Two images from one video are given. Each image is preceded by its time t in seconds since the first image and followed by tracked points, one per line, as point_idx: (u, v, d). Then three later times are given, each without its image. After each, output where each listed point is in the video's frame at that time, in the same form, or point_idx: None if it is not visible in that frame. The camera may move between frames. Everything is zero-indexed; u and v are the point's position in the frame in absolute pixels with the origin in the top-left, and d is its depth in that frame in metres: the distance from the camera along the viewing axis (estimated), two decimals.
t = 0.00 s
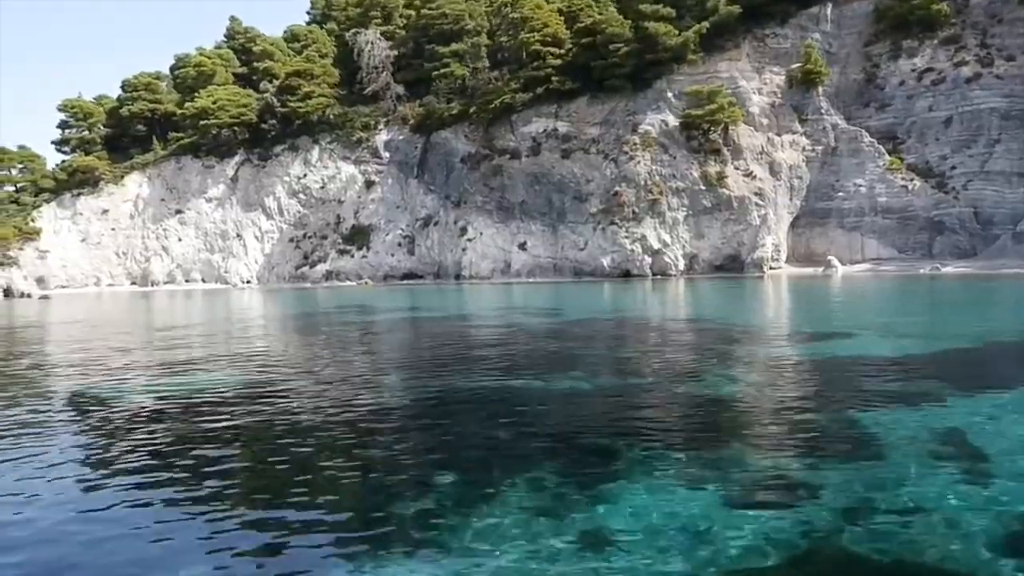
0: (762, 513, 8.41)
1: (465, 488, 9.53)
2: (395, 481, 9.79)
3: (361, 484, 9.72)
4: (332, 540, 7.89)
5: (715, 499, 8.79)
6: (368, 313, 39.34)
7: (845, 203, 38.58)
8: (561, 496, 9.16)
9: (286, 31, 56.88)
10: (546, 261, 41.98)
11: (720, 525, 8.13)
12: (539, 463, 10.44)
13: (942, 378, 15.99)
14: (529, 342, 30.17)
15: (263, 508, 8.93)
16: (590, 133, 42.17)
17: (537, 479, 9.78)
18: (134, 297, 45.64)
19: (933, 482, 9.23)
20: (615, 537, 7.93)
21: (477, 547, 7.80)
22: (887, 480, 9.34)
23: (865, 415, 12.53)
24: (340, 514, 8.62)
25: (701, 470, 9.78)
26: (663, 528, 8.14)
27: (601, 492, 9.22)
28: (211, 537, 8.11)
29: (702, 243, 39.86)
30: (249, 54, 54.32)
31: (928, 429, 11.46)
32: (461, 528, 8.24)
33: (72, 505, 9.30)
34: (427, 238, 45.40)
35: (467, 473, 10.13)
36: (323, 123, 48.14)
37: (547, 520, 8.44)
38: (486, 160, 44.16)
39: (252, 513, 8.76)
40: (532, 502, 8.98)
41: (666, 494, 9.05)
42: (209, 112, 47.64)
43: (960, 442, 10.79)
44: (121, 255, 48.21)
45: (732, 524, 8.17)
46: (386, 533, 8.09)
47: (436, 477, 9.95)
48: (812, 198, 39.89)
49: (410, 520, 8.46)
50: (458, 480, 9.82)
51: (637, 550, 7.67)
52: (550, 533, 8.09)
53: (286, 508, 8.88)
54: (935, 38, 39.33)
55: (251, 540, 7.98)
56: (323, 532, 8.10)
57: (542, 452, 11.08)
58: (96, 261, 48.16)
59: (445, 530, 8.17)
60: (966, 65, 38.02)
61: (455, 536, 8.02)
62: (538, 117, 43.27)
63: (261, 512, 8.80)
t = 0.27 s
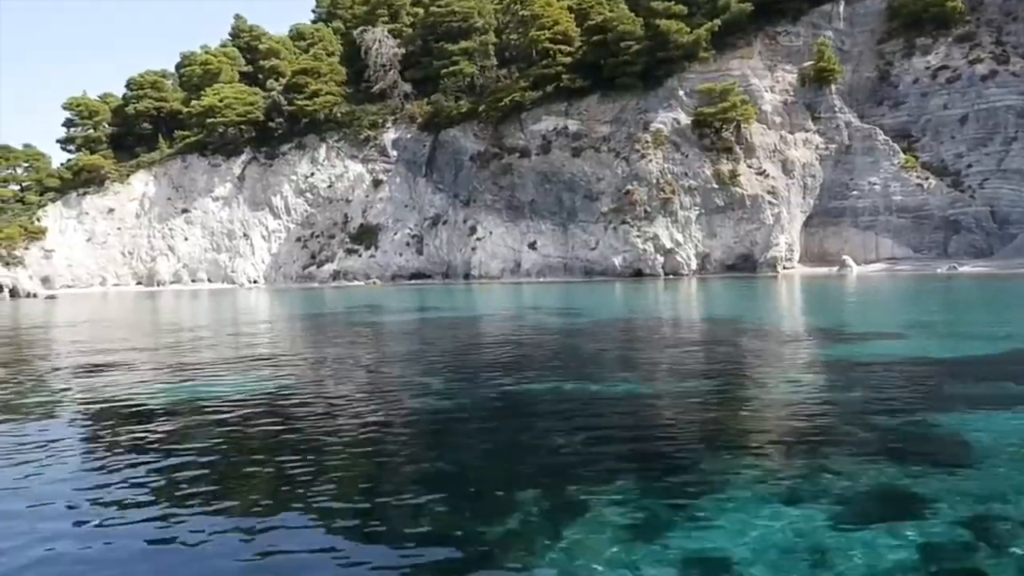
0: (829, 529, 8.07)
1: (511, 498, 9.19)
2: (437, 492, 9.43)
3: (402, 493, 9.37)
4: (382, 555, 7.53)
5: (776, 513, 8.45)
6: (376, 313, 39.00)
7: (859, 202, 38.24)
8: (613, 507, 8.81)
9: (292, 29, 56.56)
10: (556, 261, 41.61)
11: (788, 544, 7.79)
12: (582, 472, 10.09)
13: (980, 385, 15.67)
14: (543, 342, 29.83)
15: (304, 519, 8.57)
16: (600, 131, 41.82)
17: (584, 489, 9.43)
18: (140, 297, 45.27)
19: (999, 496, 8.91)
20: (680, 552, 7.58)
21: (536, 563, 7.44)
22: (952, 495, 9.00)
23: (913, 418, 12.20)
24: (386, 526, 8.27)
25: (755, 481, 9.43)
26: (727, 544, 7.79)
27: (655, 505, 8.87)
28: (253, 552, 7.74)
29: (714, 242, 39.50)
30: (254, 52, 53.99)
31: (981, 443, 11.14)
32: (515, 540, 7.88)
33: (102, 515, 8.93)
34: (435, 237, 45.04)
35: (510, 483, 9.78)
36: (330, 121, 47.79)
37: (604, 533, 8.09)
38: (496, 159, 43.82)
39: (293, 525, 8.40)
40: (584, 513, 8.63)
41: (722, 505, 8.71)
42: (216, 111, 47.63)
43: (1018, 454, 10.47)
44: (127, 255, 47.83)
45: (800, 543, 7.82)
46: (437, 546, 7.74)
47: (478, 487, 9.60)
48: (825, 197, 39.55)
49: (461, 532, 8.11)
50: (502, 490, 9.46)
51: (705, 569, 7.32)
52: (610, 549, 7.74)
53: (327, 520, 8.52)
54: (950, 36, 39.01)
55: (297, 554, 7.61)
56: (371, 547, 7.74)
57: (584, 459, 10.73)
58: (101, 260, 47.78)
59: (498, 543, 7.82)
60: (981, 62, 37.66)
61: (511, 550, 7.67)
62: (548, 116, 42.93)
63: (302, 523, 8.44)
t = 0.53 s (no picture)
0: (896, 518, 7.67)
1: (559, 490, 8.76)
2: (476, 483, 9.08)
3: (443, 486, 9.03)
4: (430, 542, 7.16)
5: (836, 499, 8.09)
6: (384, 313, 38.65)
7: (873, 201, 37.90)
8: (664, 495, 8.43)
9: (298, 28, 56.22)
10: (567, 260, 41.23)
11: (854, 529, 7.42)
12: (625, 465, 9.75)
13: (1017, 385, 15.33)
14: (558, 342, 29.50)
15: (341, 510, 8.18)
16: (611, 130, 41.45)
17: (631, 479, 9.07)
18: (146, 297, 44.91)
19: None
20: (741, 536, 7.22)
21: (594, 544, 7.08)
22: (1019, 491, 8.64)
23: (959, 417, 11.86)
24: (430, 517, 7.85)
25: (809, 472, 9.08)
26: (787, 528, 7.42)
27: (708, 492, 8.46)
28: (291, 539, 7.39)
29: (727, 241, 39.13)
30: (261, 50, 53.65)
31: None
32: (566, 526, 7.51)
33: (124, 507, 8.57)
34: (444, 236, 44.70)
35: (553, 474, 9.43)
36: (337, 120, 47.42)
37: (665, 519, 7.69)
38: (505, 157, 43.46)
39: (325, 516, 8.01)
40: (635, 501, 8.28)
41: (777, 492, 8.37)
42: (222, 109, 47.26)
43: None
44: (132, 254, 47.45)
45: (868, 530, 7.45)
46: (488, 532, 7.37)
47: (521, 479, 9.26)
48: (838, 196, 39.22)
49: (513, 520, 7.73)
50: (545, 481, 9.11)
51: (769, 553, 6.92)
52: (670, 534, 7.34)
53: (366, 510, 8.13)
54: (964, 33, 38.64)
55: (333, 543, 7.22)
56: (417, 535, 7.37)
57: (625, 454, 10.39)
58: (107, 260, 47.40)
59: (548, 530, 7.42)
60: (997, 60, 37.30)
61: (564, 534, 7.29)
62: (558, 114, 42.58)
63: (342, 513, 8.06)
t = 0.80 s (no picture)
0: (953, 528, 7.40)
1: (579, 499, 8.47)
2: (511, 489, 8.85)
3: (479, 493, 8.79)
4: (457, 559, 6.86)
5: (890, 509, 7.84)
6: (391, 313, 38.19)
7: (885, 200, 37.69)
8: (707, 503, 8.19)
9: (304, 26, 55.96)
10: (576, 259, 40.95)
11: (910, 539, 7.17)
12: (666, 468, 9.51)
13: None
14: (571, 341, 29.24)
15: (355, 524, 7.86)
16: (620, 128, 41.15)
17: (673, 485, 8.84)
18: (151, 296, 44.63)
19: None
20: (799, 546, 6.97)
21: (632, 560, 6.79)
22: None
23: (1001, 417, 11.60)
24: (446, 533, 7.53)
25: (858, 478, 8.83)
26: (842, 537, 7.19)
27: (736, 502, 8.17)
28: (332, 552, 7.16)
29: (737, 240, 38.87)
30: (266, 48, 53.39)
31: None
32: (613, 538, 7.26)
33: (147, 517, 8.30)
34: (452, 235, 44.45)
35: (593, 478, 9.20)
36: (343, 118, 47.10)
37: (699, 533, 7.39)
38: (513, 155, 43.19)
39: (337, 529, 7.70)
40: (683, 508, 8.06)
41: (827, 499, 8.14)
42: (228, 107, 46.98)
43: None
44: (138, 253, 47.15)
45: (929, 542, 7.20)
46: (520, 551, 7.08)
47: (561, 483, 9.03)
48: (850, 195, 39.02)
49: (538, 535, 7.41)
50: (584, 488, 8.87)
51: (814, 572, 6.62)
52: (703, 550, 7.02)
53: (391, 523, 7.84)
54: (976, 30, 38.31)
55: (350, 561, 6.91)
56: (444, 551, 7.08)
57: (664, 455, 10.17)
58: (112, 259, 47.09)
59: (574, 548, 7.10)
60: (1010, 57, 37.01)
61: (598, 551, 7.00)
62: (567, 112, 42.32)
63: (360, 527, 7.76)
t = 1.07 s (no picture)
0: None
1: (605, 499, 8.15)
2: (554, 488, 8.57)
3: (522, 493, 8.52)
4: (493, 561, 6.54)
5: (961, 510, 7.50)
6: (398, 313, 37.76)
7: (899, 198, 37.45)
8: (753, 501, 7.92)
9: (309, 24, 55.65)
10: (586, 258, 40.64)
11: (991, 541, 6.84)
12: (716, 467, 9.25)
13: None
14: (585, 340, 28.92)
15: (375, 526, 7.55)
16: (631, 126, 40.83)
17: (723, 483, 8.57)
18: (157, 296, 44.31)
19: None
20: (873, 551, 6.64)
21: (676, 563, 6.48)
22: None
23: None
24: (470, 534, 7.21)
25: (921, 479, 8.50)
26: (910, 538, 6.90)
27: (768, 502, 7.87)
28: (381, 554, 6.85)
29: (750, 239, 38.58)
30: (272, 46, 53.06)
31: None
32: (666, 539, 6.99)
33: (184, 520, 8.00)
34: (460, 234, 44.19)
35: (643, 478, 8.94)
36: (350, 116, 46.76)
37: (738, 533, 7.08)
38: (522, 154, 42.90)
39: (356, 533, 7.37)
40: (741, 506, 7.80)
41: (890, 498, 7.88)
42: (235, 106, 46.82)
43: None
44: (144, 252, 46.81)
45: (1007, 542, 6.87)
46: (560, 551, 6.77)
47: (610, 482, 8.77)
48: (863, 193, 38.80)
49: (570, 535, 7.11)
50: (628, 486, 8.60)
51: (868, 575, 6.30)
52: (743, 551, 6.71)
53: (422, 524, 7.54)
54: (991, 27, 37.89)
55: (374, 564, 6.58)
56: (477, 553, 6.76)
57: (711, 455, 9.89)
58: (118, 258, 46.74)
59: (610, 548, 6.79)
60: None
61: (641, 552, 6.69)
62: (576, 110, 42.02)
63: (387, 529, 7.45)
